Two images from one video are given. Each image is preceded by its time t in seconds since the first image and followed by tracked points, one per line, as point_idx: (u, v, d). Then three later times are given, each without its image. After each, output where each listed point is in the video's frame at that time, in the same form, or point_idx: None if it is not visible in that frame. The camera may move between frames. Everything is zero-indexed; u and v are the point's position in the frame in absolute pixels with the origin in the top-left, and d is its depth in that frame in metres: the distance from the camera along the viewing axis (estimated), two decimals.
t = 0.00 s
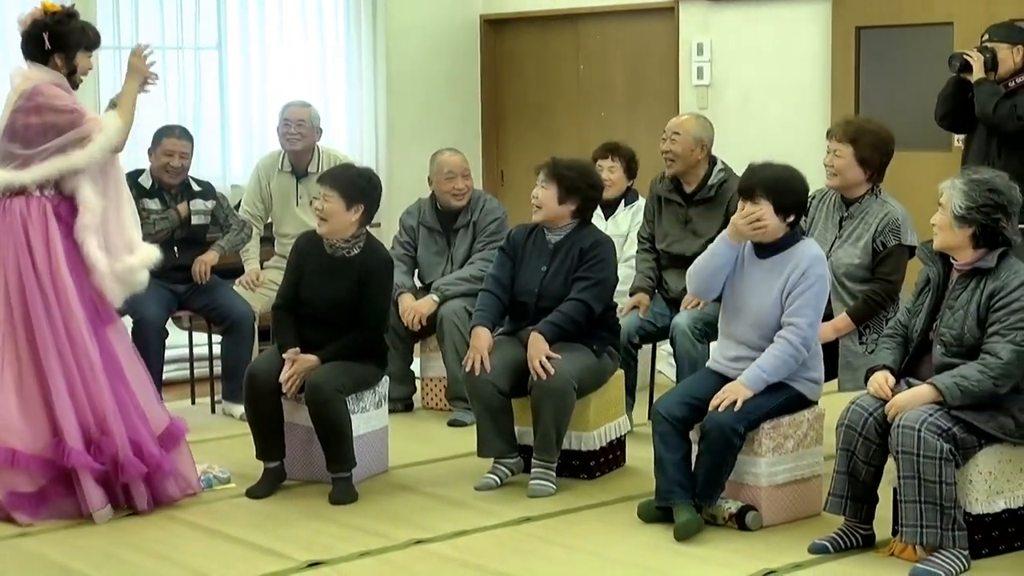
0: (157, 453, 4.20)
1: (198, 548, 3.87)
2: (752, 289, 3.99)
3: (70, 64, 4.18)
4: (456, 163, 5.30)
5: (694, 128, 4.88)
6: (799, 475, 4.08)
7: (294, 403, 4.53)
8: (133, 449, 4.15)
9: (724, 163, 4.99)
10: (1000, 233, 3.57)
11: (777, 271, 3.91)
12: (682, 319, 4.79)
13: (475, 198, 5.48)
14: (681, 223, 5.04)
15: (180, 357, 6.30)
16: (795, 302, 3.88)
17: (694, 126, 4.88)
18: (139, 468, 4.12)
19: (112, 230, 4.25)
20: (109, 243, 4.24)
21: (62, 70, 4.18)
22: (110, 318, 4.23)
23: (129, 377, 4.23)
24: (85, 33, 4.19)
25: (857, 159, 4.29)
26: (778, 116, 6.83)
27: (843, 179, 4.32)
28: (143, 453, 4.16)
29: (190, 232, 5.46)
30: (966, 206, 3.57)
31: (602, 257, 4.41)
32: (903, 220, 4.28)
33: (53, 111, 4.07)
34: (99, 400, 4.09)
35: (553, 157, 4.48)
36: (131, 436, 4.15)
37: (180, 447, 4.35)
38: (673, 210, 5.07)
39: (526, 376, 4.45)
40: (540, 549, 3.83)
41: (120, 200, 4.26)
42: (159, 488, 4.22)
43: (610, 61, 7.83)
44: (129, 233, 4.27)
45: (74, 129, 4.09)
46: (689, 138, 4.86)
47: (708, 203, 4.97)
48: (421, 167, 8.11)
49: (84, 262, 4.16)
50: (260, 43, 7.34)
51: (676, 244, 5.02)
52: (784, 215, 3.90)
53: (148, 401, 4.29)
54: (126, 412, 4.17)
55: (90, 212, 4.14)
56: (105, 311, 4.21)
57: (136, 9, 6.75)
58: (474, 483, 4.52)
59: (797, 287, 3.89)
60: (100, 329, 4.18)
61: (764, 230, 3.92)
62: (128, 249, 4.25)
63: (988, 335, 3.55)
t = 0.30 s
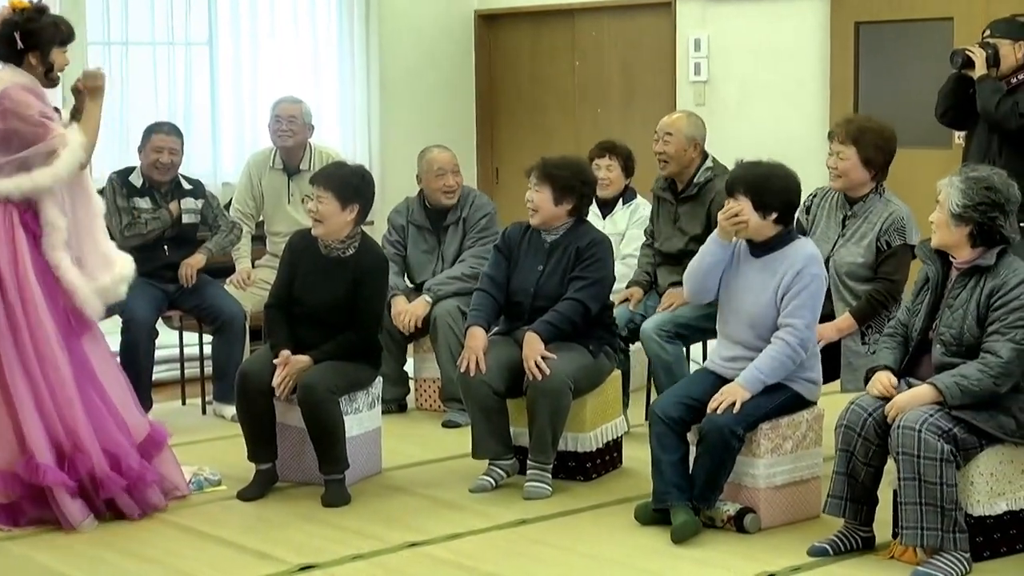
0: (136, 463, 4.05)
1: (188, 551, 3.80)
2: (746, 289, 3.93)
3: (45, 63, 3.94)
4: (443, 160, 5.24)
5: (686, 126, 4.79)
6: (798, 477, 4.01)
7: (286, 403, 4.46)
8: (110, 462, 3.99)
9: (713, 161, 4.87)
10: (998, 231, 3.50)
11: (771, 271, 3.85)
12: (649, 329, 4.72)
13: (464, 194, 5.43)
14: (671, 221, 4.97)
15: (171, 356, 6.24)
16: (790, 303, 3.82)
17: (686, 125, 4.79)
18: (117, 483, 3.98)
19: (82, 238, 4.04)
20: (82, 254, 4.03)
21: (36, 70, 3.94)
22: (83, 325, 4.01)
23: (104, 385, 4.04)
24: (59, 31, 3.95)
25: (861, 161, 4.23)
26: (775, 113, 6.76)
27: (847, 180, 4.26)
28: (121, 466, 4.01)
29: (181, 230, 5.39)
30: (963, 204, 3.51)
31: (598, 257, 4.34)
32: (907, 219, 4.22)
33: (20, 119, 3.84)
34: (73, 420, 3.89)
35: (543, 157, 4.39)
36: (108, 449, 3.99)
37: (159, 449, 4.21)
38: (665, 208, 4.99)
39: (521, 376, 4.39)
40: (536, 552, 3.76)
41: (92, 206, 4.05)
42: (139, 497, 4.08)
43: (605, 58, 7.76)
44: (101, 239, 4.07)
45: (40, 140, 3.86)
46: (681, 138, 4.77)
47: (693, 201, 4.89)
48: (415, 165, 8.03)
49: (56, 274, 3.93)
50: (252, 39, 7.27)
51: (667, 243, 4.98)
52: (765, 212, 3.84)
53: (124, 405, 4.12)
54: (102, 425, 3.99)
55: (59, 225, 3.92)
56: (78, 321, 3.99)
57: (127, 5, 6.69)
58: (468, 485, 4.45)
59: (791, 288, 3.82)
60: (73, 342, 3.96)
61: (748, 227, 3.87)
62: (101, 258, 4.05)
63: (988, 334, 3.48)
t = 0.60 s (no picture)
0: (101, 474, 3.84)
1: (171, 557, 3.68)
2: (739, 287, 3.81)
3: (12, 54, 3.79)
4: (428, 153, 5.12)
5: (685, 117, 4.69)
6: (798, 480, 3.88)
7: (273, 405, 4.33)
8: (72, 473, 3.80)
9: (716, 157, 4.77)
10: (999, 226, 3.39)
11: (764, 268, 3.73)
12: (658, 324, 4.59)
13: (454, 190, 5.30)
14: (672, 218, 4.83)
15: (155, 356, 6.12)
16: (783, 300, 3.69)
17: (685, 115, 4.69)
18: (79, 495, 3.79)
19: (50, 236, 3.82)
20: (48, 254, 3.83)
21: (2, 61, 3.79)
22: (50, 328, 3.84)
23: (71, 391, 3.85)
24: (27, 20, 3.77)
25: (874, 150, 4.12)
26: (772, 107, 6.58)
27: (857, 170, 4.14)
28: (85, 477, 3.81)
29: (166, 226, 5.25)
30: (963, 198, 3.39)
31: (592, 253, 4.22)
32: (916, 214, 4.12)
33: None
34: (33, 423, 3.72)
35: (537, 151, 4.28)
36: (71, 459, 3.79)
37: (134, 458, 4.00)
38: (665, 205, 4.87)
39: (514, 377, 4.26)
40: (530, 557, 3.64)
41: (62, 205, 3.84)
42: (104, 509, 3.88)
43: (598, 51, 7.57)
44: (78, 239, 3.85)
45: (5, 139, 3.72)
46: (681, 127, 4.66)
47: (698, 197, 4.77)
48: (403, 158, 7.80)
49: (20, 273, 3.78)
50: (236, 30, 7.12)
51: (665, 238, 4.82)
52: (754, 207, 3.72)
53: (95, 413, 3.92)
54: (68, 433, 3.80)
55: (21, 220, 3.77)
56: (45, 323, 3.82)
57: None
58: (459, 489, 4.33)
59: (784, 284, 3.70)
60: (39, 345, 3.79)
61: (737, 224, 3.76)
62: (70, 259, 3.82)
63: (991, 332, 3.36)
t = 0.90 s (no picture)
0: (67, 479, 3.67)
1: (157, 560, 3.56)
2: (738, 285, 3.68)
3: None
4: (426, 148, 5.02)
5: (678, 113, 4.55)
6: (803, 482, 3.75)
7: (266, 406, 4.19)
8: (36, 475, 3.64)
9: (710, 150, 4.61)
10: (1010, 221, 3.27)
11: (764, 265, 3.60)
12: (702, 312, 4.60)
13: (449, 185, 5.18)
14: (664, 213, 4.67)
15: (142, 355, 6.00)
16: (786, 297, 3.57)
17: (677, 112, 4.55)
18: (41, 500, 3.63)
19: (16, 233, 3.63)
20: (13, 250, 3.65)
21: None
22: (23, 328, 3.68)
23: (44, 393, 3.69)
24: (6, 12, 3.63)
25: (888, 143, 4.00)
26: (776, 101, 6.45)
27: (871, 162, 4.02)
28: (50, 482, 3.65)
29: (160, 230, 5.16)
30: (973, 193, 3.27)
31: (591, 249, 4.10)
32: (929, 210, 4.01)
33: None
34: None
35: (533, 145, 4.15)
36: (37, 462, 3.63)
37: (112, 464, 3.83)
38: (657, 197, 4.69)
39: (510, 376, 4.14)
40: (527, 560, 3.52)
41: (27, 205, 3.62)
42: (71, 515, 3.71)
43: (599, 41, 7.31)
44: (43, 238, 3.65)
45: None
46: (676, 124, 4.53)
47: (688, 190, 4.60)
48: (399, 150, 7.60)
49: None
50: (225, 21, 6.99)
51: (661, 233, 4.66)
52: (751, 201, 3.59)
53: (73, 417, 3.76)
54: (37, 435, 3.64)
55: None
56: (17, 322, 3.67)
57: None
58: (454, 491, 4.20)
59: (786, 281, 3.58)
60: (9, 343, 3.64)
61: (734, 219, 3.63)
62: (33, 259, 3.64)
63: (1002, 331, 3.23)
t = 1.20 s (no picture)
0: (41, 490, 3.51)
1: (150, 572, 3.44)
2: (748, 291, 3.56)
3: None
4: (434, 148, 4.91)
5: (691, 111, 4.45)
6: (816, 492, 3.63)
7: (262, 413, 4.07)
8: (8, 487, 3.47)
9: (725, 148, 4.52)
10: None
11: (778, 271, 3.48)
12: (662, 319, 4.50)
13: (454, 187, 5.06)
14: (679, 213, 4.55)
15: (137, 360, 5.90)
16: (804, 303, 3.45)
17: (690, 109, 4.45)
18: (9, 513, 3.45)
19: None
20: None
21: None
22: None
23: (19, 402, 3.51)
24: None
25: (905, 148, 3.88)
26: (787, 100, 6.33)
27: (890, 172, 3.91)
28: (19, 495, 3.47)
29: (159, 229, 5.03)
30: (993, 197, 3.14)
31: (598, 251, 3.98)
32: (951, 212, 3.88)
33: None
34: None
35: (538, 144, 4.04)
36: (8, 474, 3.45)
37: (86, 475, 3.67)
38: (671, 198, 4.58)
39: (514, 382, 4.02)
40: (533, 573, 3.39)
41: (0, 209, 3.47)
42: (44, 528, 3.55)
43: (608, 38, 7.12)
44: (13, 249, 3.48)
45: None
46: (690, 122, 4.43)
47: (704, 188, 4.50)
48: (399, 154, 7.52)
49: None
50: (222, 18, 6.89)
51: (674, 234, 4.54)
52: (760, 204, 3.47)
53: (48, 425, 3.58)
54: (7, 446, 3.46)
55: None
56: None
57: None
58: (457, 501, 4.08)
59: (803, 287, 3.46)
60: None
61: (743, 223, 3.50)
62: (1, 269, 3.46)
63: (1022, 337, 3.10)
